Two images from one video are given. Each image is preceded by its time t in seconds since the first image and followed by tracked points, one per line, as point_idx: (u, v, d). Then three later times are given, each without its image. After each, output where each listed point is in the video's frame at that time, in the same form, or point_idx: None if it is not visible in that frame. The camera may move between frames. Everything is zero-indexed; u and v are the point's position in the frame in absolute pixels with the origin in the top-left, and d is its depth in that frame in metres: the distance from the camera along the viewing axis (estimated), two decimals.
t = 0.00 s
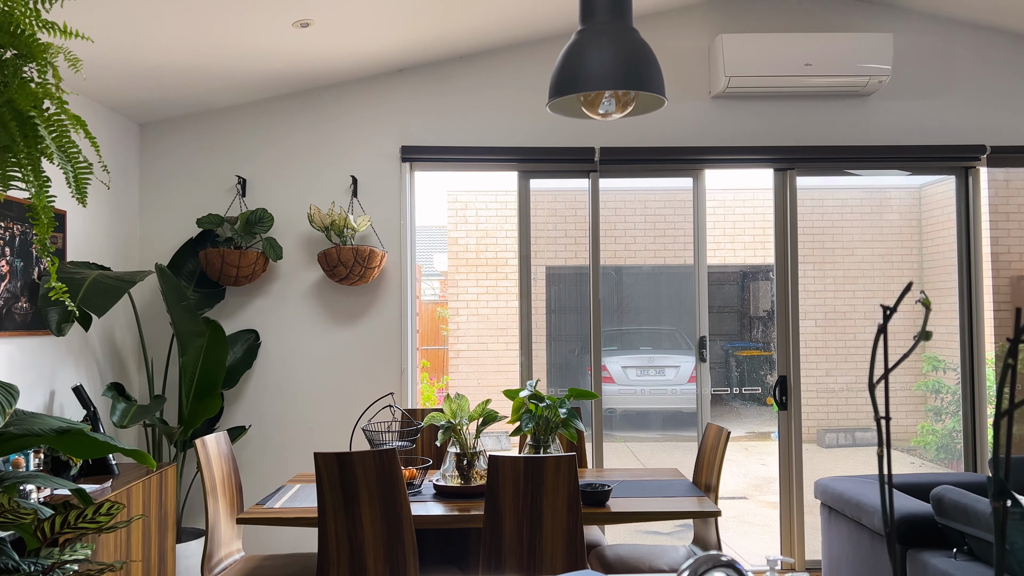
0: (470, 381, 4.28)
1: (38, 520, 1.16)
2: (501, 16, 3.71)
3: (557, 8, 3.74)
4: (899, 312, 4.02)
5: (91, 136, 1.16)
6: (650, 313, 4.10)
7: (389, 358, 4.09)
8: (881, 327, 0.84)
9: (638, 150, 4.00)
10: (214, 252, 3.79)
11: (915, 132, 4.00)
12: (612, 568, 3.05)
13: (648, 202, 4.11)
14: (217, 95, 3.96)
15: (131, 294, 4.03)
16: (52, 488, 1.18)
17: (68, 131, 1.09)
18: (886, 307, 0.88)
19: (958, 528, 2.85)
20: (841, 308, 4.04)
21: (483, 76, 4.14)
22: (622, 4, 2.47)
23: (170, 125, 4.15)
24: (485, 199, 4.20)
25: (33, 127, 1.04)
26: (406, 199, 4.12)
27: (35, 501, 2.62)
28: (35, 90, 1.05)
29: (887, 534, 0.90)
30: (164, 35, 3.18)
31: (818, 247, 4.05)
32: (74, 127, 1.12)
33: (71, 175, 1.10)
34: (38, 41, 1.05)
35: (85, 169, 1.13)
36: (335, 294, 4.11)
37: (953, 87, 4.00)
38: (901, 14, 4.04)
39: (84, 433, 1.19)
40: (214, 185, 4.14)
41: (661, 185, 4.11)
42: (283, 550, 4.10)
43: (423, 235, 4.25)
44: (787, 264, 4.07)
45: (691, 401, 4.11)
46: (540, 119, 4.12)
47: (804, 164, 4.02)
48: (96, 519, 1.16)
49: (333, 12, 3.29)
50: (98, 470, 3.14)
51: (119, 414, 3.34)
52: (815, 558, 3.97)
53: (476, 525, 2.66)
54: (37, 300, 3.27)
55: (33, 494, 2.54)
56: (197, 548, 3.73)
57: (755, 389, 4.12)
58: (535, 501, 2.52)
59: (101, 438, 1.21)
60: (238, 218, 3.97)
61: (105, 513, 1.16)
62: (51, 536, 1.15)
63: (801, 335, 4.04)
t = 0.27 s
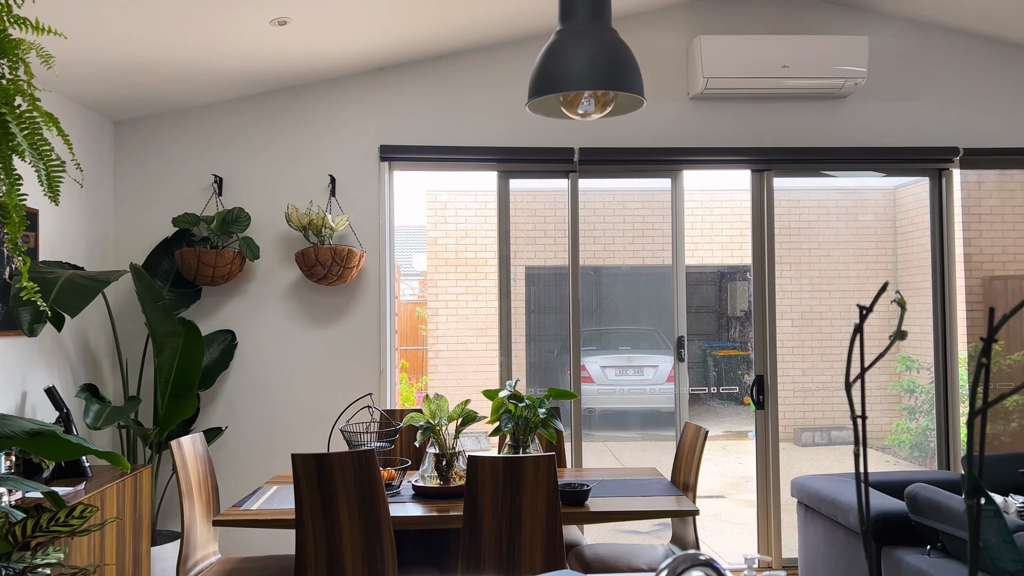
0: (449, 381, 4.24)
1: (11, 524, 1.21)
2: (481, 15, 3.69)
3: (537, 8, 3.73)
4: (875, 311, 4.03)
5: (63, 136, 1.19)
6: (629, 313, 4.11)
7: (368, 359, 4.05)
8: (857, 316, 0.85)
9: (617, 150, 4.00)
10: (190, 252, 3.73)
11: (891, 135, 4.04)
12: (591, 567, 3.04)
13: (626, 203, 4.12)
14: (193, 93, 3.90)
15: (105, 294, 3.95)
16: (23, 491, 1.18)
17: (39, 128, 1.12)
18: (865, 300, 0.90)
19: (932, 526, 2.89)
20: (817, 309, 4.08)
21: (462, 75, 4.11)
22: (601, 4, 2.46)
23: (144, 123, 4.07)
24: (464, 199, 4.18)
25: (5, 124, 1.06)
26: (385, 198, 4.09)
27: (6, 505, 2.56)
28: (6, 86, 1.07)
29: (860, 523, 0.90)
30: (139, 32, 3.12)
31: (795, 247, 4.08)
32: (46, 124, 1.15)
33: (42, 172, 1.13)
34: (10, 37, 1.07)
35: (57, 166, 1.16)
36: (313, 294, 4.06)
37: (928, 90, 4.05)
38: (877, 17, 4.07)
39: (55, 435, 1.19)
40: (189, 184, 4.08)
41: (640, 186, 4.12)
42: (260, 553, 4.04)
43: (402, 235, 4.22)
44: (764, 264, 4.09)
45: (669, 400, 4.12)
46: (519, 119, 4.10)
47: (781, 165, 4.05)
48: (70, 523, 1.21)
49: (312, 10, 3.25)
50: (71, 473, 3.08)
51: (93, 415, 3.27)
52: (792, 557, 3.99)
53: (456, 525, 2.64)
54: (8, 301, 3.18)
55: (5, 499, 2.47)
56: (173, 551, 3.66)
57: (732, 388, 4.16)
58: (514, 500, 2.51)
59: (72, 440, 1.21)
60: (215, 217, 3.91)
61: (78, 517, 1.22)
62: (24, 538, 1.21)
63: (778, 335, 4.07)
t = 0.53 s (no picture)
0: (428, 380, 4.26)
1: None
2: (460, 14, 3.66)
3: (516, 8, 3.72)
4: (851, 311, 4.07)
5: (36, 134, 1.16)
6: (608, 313, 4.11)
7: (346, 359, 4.01)
8: (835, 324, 0.91)
9: (596, 151, 4.01)
10: (165, 251, 3.67)
11: (867, 137, 4.07)
12: (570, 567, 3.03)
13: (605, 203, 4.12)
14: (168, 90, 3.83)
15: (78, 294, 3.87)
16: None
17: (11, 124, 1.09)
18: (839, 308, 0.97)
19: (906, 523, 2.92)
20: (794, 309, 4.11)
21: (441, 75, 4.09)
22: (581, 5, 2.45)
23: (118, 121, 4.00)
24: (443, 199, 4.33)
25: None
26: (363, 197, 4.05)
27: None
28: None
29: (838, 523, 0.95)
30: (112, 28, 3.06)
31: (772, 248, 4.11)
32: (17, 121, 1.12)
33: (13, 169, 1.10)
34: None
35: (29, 164, 1.12)
36: (290, 294, 4.01)
37: (902, 93, 4.09)
38: (854, 20, 4.10)
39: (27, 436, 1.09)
40: (164, 183, 4.01)
41: (618, 186, 4.12)
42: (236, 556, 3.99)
43: (380, 234, 4.25)
44: (742, 265, 4.12)
45: (648, 400, 4.13)
46: (498, 119, 4.08)
47: (758, 166, 4.07)
48: (42, 526, 1.15)
49: (289, 7, 3.21)
50: (44, 475, 3.04)
51: (65, 417, 3.20)
52: (770, 555, 4.02)
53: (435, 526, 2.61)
54: None
55: None
56: (147, 554, 3.60)
57: (710, 387, 4.17)
58: (493, 500, 2.49)
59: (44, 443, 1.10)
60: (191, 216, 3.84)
61: (50, 519, 1.15)
62: None
63: (755, 335, 4.09)
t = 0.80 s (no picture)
0: (407, 380, 4.29)
1: None
2: (439, 14, 3.64)
3: (495, 8, 3.70)
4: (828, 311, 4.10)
5: None
6: (587, 313, 4.11)
7: (323, 360, 3.97)
8: (811, 324, 0.93)
9: (575, 151, 4.00)
10: (140, 251, 3.61)
11: (843, 138, 4.11)
12: (549, 568, 3.02)
13: (584, 204, 4.11)
14: (141, 88, 3.77)
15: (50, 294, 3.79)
16: None
17: None
18: (817, 309, 0.98)
19: (881, 521, 2.95)
20: (770, 309, 4.13)
21: (419, 74, 4.06)
22: (560, 5, 2.44)
23: (91, 118, 3.93)
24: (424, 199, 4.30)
25: None
26: (341, 197, 4.01)
27: None
28: None
29: (816, 521, 0.98)
30: (83, 25, 3.00)
31: (750, 248, 4.13)
32: None
33: None
34: None
35: None
36: (267, 294, 3.96)
37: (878, 96, 4.13)
38: (830, 22, 4.13)
39: None
40: (139, 182, 3.94)
41: (597, 186, 4.12)
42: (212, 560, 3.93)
43: (358, 235, 4.20)
44: (719, 265, 4.13)
45: (627, 400, 4.14)
46: (477, 118, 4.07)
47: (734, 167, 4.09)
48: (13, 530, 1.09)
49: (265, 5, 3.17)
50: (14, 478, 2.96)
51: (37, 420, 3.12)
52: (747, 554, 4.04)
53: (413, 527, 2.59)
54: None
55: None
56: (122, 557, 3.53)
57: (688, 386, 4.17)
58: (472, 500, 2.47)
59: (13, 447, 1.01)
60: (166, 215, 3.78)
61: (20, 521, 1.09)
62: None
63: (733, 335, 4.12)
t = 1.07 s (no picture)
0: (385, 382, 4.26)
1: None
2: (417, 12, 3.61)
3: (474, 7, 3.68)
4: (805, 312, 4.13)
5: None
6: (566, 313, 4.11)
7: (301, 361, 3.92)
8: (791, 322, 0.95)
9: (554, 152, 4.00)
10: (113, 250, 3.54)
11: (819, 140, 4.14)
12: (527, 568, 3.01)
13: (563, 204, 4.11)
14: (115, 86, 3.70)
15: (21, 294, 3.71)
16: None
17: None
18: (797, 309, 0.99)
19: (855, 519, 2.98)
20: (747, 309, 4.16)
21: (397, 73, 4.03)
22: (538, 5, 2.43)
23: (62, 116, 3.85)
24: (401, 199, 4.23)
25: None
26: (318, 197, 3.97)
27: None
28: None
29: (793, 519, 1.00)
30: (54, 21, 2.93)
31: (727, 249, 4.15)
32: None
33: None
34: None
35: None
36: (243, 295, 3.91)
37: (853, 99, 4.17)
38: (807, 25, 4.16)
39: None
40: (112, 181, 3.87)
41: (576, 187, 4.12)
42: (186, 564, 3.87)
43: (334, 235, 4.09)
44: (697, 265, 4.14)
45: (605, 399, 4.14)
46: (456, 118, 4.05)
47: (711, 168, 4.11)
48: None
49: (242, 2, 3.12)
50: None
51: (8, 422, 3.04)
52: (724, 553, 4.06)
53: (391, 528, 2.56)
54: None
55: None
56: (95, 561, 3.46)
57: (665, 386, 4.21)
58: (451, 501, 2.46)
59: None
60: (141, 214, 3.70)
61: None
62: None
63: (710, 336, 4.14)
